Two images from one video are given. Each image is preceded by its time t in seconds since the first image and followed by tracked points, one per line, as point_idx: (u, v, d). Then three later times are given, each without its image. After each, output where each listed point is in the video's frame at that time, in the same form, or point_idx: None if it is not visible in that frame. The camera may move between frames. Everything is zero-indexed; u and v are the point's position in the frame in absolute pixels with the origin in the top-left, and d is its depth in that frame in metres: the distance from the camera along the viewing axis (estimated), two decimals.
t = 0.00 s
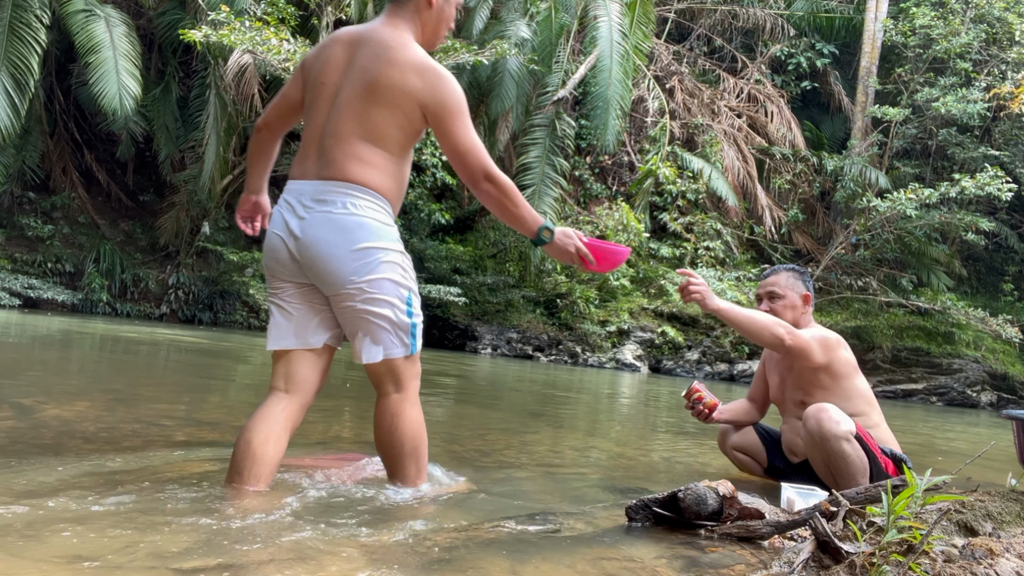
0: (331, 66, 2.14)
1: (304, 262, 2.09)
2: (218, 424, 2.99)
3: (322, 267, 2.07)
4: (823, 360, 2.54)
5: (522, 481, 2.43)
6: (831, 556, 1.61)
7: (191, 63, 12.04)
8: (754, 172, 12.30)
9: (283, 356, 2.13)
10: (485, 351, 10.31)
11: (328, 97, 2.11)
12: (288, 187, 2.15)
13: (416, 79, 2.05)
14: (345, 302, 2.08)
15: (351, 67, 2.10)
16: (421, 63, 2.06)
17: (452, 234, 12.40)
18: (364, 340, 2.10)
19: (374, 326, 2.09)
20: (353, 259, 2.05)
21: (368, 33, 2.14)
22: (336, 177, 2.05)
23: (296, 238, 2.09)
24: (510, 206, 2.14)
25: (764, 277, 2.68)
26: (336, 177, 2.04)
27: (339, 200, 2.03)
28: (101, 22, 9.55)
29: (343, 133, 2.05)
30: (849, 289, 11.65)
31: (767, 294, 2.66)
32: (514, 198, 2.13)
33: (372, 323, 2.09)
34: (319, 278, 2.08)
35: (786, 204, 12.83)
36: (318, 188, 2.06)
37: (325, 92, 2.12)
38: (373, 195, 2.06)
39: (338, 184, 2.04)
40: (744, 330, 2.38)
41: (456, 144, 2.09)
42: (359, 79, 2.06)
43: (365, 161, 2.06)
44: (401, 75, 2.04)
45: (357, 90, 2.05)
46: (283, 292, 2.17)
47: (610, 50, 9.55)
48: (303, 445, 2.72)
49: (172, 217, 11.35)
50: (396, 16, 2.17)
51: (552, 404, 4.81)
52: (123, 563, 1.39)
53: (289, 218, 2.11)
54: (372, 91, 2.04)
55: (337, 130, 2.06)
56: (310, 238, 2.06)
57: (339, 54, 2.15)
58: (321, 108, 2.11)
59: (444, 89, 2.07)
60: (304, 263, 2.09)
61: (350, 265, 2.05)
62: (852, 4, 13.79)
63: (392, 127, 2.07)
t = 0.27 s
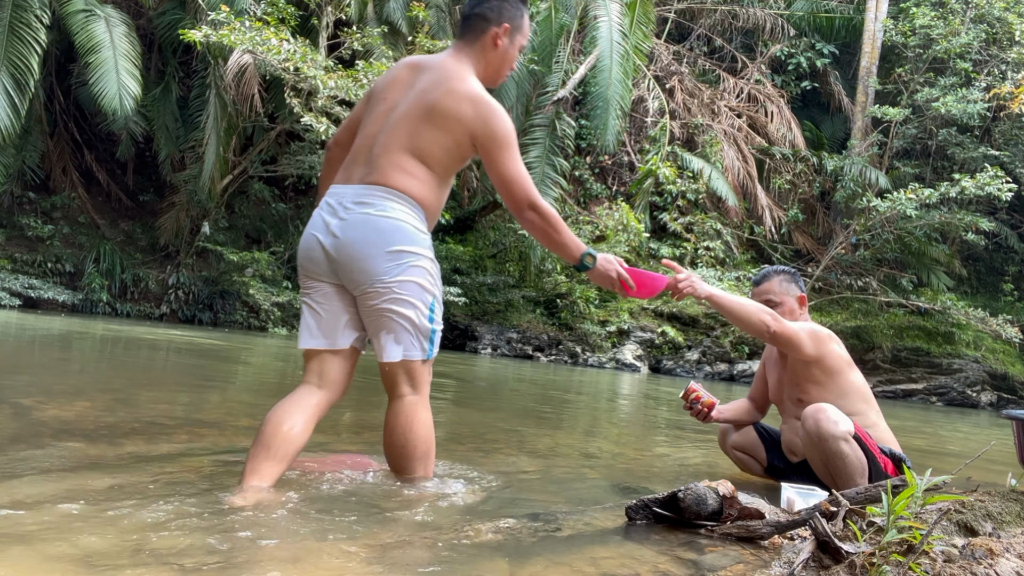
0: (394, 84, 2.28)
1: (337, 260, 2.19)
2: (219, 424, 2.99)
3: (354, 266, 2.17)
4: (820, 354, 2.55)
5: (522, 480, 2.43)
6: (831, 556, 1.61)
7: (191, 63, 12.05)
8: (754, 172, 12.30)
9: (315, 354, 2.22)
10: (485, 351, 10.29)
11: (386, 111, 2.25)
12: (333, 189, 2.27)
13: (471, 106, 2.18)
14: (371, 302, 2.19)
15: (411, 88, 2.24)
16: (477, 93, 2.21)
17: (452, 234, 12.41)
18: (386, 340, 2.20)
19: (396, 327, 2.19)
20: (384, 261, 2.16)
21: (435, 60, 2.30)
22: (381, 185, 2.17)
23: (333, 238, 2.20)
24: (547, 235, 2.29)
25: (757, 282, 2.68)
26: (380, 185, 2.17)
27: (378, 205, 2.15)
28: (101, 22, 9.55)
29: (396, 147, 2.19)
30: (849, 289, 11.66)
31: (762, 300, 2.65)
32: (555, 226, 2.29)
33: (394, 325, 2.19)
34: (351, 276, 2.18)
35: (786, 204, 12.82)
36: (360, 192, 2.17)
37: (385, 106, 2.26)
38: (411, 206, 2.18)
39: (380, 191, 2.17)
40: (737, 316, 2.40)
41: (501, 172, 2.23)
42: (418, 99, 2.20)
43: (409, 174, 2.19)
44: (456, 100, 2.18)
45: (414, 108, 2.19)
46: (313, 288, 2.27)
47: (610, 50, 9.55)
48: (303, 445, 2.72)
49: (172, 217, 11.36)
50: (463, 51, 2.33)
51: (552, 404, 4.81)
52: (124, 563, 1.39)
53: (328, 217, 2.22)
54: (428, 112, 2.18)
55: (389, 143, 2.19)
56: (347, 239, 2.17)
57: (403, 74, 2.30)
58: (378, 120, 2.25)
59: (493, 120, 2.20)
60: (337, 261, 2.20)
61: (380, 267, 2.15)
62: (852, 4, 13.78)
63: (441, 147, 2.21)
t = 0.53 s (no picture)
0: (434, 94, 2.38)
1: (376, 262, 2.29)
2: (219, 424, 2.99)
3: (392, 267, 2.27)
4: (828, 360, 2.53)
5: (522, 480, 2.43)
6: (831, 556, 1.61)
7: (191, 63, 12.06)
8: (754, 172, 12.30)
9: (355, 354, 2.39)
10: (485, 351, 10.27)
11: (426, 118, 2.34)
12: (369, 188, 2.34)
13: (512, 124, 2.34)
14: (407, 302, 2.29)
15: (453, 100, 2.35)
16: (518, 113, 2.36)
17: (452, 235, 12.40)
18: (420, 339, 2.30)
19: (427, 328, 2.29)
20: (421, 265, 2.26)
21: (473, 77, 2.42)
22: (421, 189, 2.27)
23: (371, 239, 2.28)
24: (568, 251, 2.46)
25: (753, 291, 2.64)
26: (421, 189, 2.26)
27: (419, 209, 2.24)
28: (101, 22, 9.55)
29: (437, 155, 2.29)
30: (849, 290, 11.67)
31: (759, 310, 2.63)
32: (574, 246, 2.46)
33: (428, 326, 2.29)
34: (389, 277, 2.28)
35: (786, 204, 12.82)
36: (401, 195, 2.26)
37: (424, 114, 2.35)
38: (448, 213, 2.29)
39: (420, 195, 2.26)
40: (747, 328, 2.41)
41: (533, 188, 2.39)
42: (461, 112, 2.32)
43: (448, 180, 2.29)
44: (498, 117, 2.33)
45: (457, 120, 2.31)
46: (354, 286, 2.38)
47: (610, 50, 9.55)
48: (303, 445, 2.72)
49: (172, 217, 11.36)
50: (496, 74, 2.49)
51: (552, 404, 4.81)
52: (124, 563, 1.39)
53: (367, 217, 2.30)
54: (472, 124, 2.30)
55: (430, 149, 2.29)
56: (385, 241, 2.26)
57: (443, 86, 2.41)
58: (417, 125, 2.34)
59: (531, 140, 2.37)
60: (376, 262, 2.29)
61: (418, 269, 2.26)
62: (852, 4, 13.77)
63: (479, 159, 2.34)
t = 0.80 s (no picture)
0: (441, 113, 2.46)
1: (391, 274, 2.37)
2: (219, 424, 2.99)
3: (407, 281, 2.35)
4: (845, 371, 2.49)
5: (521, 481, 2.43)
6: (831, 556, 1.62)
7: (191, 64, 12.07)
8: (754, 172, 12.29)
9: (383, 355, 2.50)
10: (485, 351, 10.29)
11: (433, 136, 2.42)
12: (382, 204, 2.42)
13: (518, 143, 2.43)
14: (421, 314, 2.37)
15: (460, 118, 2.43)
16: (522, 133, 2.45)
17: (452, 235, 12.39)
18: (432, 348, 2.37)
19: (441, 336, 2.37)
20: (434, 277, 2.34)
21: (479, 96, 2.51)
22: (433, 205, 2.34)
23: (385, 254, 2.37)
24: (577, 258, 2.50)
25: (757, 295, 2.54)
26: (432, 205, 2.34)
27: (432, 226, 2.32)
28: (101, 22, 9.55)
29: (446, 172, 2.37)
30: (849, 289, 11.67)
31: (769, 318, 2.51)
32: (579, 255, 2.50)
33: (441, 336, 2.37)
34: (403, 290, 2.37)
35: (786, 204, 12.82)
36: (414, 212, 2.34)
37: (432, 132, 2.43)
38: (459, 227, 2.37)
39: (432, 211, 2.34)
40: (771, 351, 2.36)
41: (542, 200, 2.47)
42: (468, 129, 2.40)
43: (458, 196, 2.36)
44: (503, 136, 2.42)
45: (465, 137, 2.39)
46: (370, 298, 2.47)
47: (610, 50, 9.54)
48: (302, 445, 2.72)
49: (172, 217, 11.36)
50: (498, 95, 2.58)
51: (552, 404, 4.80)
52: (124, 562, 1.40)
53: (380, 235, 2.38)
54: (478, 142, 2.39)
55: (440, 166, 2.37)
56: (398, 256, 2.34)
57: (449, 104, 2.48)
58: (426, 143, 2.42)
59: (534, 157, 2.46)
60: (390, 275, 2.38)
61: (431, 282, 2.34)
62: (852, 4, 13.76)
63: (488, 175, 2.42)
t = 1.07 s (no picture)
0: (429, 139, 2.60)
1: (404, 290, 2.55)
2: (219, 424, 2.99)
3: (416, 293, 2.53)
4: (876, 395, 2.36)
5: (522, 480, 2.43)
6: (831, 556, 1.62)
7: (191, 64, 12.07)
8: (754, 172, 12.28)
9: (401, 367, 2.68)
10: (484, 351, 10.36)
11: (427, 163, 2.57)
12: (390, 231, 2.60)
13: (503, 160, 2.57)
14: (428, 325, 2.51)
15: (447, 143, 2.57)
16: (505, 147, 2.57)
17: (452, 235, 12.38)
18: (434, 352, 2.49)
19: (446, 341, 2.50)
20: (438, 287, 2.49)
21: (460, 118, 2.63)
22: (437, 227, 2.51)
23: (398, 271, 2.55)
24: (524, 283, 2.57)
25: (767, 297, 2.46)
26: (435, 227, 2.51)
27: (435, 244, 2.49)
28: (101, 22, 9.55)
29: (444, 195, 2.52)
30: (849, 289, 11.67)
31: (777, 320, 2.45)
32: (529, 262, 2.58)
33: (444, 344, 2.49)
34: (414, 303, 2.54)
35: (786, 204, 12.82)
36: (419, 233, 2.52)
37: (425, 157, 2.58)
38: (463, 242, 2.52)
39: (437, 233, 2.51)
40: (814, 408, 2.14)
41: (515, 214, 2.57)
42: (456, 153, 2.55)
43: (458, 216, 2.51)
44: (489, 154, 2.56)
45: (454, 158, 2.54)
46: (386, 312, 2.64)
47: (610, 50, 9.54)
48: (302, 445, 2.71)
49: (172, 217, 11.36)
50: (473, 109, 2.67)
51: (552, 404, 4.80)
52: (125, 562, 1.39)
53: (391, 256, 2.57)
54: (469, 163, 2.53)
55: (438, 190, 2.53)
56: (409, 273, 2.52)
57: (436, 129, 2.62)
58: (420, 170, 2.57)
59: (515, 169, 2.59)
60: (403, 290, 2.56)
61: (436, 295, 2.49)
62: (852, 4, 13.74)
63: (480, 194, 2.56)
